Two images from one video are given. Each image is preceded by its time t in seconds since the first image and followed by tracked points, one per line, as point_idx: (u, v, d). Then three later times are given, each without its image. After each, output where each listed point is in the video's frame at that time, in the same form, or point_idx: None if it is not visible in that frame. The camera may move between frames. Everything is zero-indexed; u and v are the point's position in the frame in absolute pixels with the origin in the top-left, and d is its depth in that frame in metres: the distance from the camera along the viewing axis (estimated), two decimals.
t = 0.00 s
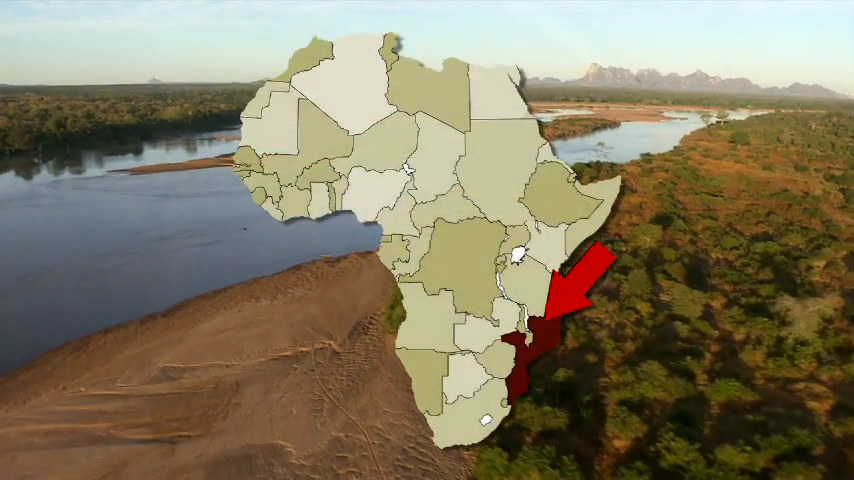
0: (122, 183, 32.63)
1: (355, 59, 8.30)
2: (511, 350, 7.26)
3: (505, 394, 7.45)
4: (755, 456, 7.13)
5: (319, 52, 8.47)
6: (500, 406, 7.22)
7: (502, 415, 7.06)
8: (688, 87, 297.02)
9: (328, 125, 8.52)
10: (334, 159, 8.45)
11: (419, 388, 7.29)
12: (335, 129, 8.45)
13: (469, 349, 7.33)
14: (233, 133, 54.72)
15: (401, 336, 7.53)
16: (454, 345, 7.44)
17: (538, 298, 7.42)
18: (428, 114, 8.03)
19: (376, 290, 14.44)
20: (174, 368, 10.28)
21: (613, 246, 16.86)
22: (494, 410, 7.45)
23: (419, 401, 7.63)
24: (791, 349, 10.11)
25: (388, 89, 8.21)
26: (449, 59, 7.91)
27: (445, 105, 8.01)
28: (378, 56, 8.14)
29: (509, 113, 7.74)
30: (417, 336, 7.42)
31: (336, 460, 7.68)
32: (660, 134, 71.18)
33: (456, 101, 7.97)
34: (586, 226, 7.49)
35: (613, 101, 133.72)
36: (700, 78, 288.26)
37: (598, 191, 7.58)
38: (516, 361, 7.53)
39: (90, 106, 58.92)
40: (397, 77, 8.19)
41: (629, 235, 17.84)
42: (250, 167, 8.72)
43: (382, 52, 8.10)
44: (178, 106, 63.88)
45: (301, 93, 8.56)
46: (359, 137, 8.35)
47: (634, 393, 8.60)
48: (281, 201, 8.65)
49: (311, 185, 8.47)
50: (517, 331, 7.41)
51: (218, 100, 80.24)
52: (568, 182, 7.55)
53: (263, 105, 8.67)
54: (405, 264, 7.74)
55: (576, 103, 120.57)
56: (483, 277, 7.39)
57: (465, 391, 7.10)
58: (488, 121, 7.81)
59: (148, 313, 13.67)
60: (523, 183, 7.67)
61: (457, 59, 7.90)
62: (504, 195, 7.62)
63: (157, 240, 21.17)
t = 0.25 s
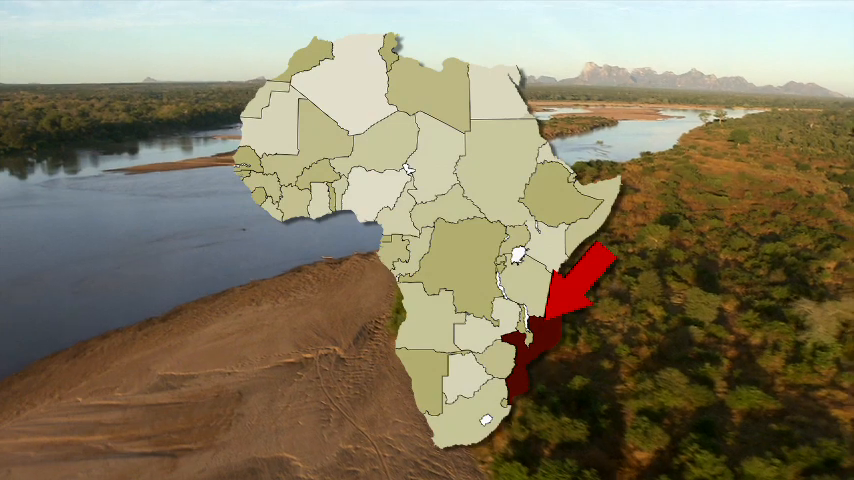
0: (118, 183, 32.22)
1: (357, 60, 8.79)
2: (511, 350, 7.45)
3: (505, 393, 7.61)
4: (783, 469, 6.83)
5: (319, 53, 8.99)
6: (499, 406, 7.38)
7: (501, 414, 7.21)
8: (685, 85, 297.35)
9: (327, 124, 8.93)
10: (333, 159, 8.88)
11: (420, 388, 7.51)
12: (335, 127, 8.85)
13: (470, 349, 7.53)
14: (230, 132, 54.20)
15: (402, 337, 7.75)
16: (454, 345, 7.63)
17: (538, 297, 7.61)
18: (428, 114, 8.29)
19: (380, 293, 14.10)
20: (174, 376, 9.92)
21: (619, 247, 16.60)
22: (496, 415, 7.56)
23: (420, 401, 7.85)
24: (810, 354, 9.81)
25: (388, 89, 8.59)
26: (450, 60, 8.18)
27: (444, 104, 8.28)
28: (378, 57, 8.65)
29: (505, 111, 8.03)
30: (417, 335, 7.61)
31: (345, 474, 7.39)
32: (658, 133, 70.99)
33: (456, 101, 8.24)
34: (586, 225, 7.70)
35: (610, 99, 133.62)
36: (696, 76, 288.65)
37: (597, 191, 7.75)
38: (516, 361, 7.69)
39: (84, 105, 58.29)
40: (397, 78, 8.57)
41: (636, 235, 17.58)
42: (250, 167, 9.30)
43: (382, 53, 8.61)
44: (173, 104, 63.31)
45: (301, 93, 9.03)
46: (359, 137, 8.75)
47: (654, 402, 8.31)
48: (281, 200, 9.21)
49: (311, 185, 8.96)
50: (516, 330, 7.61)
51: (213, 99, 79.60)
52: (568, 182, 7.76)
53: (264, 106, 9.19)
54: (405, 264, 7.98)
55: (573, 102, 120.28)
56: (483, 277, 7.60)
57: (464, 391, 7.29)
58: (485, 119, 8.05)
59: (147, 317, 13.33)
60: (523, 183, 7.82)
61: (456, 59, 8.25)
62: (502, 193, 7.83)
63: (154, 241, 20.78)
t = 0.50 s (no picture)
0: (116, 182, 31.90)
1: (357, 61, 9.03)
2: (510, 350, 7.53)
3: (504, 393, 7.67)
4: None
5: (319, 53, 9.22)
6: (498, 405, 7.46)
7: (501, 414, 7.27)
8: (682, 83, 297.58)
9: (327, 124, 9.16)
10: (333, 159, 9.10)
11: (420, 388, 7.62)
12: (335, 127, 9.09)
13: (470, 349, 7.62)
14: (227, 131, 53.72)
15: (402, 336, 7.87)
16: (454, 345, 7.73)
17: (538, 296, 7.72)
18: (428, 114, 8.52)
19: (385, 296, 13.80)
20: (175, 384, 9.57)
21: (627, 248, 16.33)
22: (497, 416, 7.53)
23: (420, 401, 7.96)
24: (832, 359, 9.53)
25: (389, 89, 8.84)
26: (448, 60, 8.45)
27: (444, 104, 8.52)
28: (379, 57, 8.89)
29: (503, 110, 8.26)
30: (418, 335, 7.74)
31: None
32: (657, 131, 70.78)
33: (455, 100, 8.47)
34: (586, 225, 7.87)
35: (608, 97, 133.24)
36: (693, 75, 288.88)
37: (598, 191, 7.96)
38: (517, 361, 7.73)
39: (80, 103, 57.80)
40: (397, 78, 8.82)
41: (643, 236, 17.33)
42: (250, 167, 9.50)
43: (383, 53, 8.84)
44: (170, 103, 62.83)
45: (301, 93, 9.27)
46: (358, 137, 8.98)
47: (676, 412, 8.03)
48: (281, 200, 9.40)
49: (311, 185, 9.16)
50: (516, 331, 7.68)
51: (210, 97, 78.99)
52: (568, 183, 7.94)
53: (263, 106, 9.40)
54: (405, 264, 8.12)
55: (571, 100, 119.96)
56: (483, 277, 7.72)
57: (464, 391, 7.38)
58: (484, 118, 8.28)
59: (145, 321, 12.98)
60: (523, 183, 8.01)
61: (456, 59, 8.49)
62: (500, 192, 8.03)
63: (152, 242, 20.42)
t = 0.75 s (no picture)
0: (111, 181, 31.37)
1: (356, 61, 8.64)
2: (511, 350, 7.25)
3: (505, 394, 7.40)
4: None
5: (319, 53, 8.83)
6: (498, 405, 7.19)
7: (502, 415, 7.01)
8: (678, 81, 297.84)
9: (327, 124, 8.75)
10: (333, 159, 8.71)
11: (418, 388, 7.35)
12: (335, 127, 8.68)
13: (469, 349, 7.34)
14: (223, 129, 53.11)
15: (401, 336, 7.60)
16: (454, 345, 7.44)
17: (538, 296, 7.41)
18: (428, 114, 8.15)
19: (391, 300, 13.40)
20: (177, 395, 9.14)
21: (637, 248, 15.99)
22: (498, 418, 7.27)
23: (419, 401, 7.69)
24: None
25: (388, 89, 8.44)
26: (449, 60, 8.08)
27: (444, 104, 8.14)
28: (378, 57, 8.50)
29: (505, 111, 7.89)
30: (418, 334, 7.45)
31: None
32: (655, 129, 70.50)
33: (456, 100, 8.10)
34: (586, 225, 7.52)
35: (605, 95, 132.99)
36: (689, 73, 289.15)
37: (597, 191, 7.58)
38: (517, 361, 7.45)
39: (73, 101, 57.04)
40: (397, 78, 8.44)
41: (654, 236, 16.94)
42: (250, 167, 9.10)
43: (382, 53, 8.45)
44: (165, 101, 62.14)
45: (301, 93, 8.86)
46: (358, 137, 8.58)
47: (704, 424, 7.70)
48: (281, 201, 9.00)
49: (311, 185, 8.76)
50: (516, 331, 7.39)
51: (205, 95, 78.22)
52: (568, 182, 7.59)
53: (263, 105, 9.01)
54: (405, 264, 7.80)
55: (568, 98, 119.62)
56: (483, 277, 7.41)
57: (464, 391, 7.12)
58: (485, 119, 7.91)
59: (142, 328, 12.52)
60: (523, 183, 7.68)
61: (456, 59, 8.10)
62: (502, 193, 7.68)
63: (149, 243, 19.96)
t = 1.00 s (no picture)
0: (107, 181, 30.93)
1: (356, 60, 8.40)
2: (511, 350, 7.06)
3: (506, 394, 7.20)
4: None
5: (319, 52, 8.58)
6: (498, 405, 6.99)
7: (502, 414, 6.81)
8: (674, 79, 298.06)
9: (327, 124, 8.51)
10: (334, 159, 8.47)
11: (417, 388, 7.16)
12: (335, 127, 8.45)
13: (469, 349, 7.15)
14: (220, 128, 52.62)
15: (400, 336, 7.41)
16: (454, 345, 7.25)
17: (539, 296, 7.21)
18: (428, 114, 7.94)
19: (396, 303, 13.07)
20: (179, 406, 8.79)
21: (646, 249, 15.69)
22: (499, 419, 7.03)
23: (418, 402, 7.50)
24: None
25: (388, 89, 8.21)
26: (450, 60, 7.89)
27: (444, 104, 7.94)
28: (378, 57, 8.26)
29: (505, 111, 7.71)
30: (418, 335, 7.26)
31: None
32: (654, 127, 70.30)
33: (457, 100, 7.91)
34: (586, 225, 7.35)
35: (603, 93, 132.77)
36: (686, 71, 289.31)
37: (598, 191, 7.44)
38: (518, 361, 7.25)
39: (68, 100, 56.44)
40: (397, 78, 8.23)
41: (662, 236, 16.67)
42: (250, 167, 8.83)
43: (382, 52, 8.22)
44: (161, 100, 61.59)
45: (301, 93, 8.62)
46: (358, 137, 8.35)
47: (730, 435, 7.40)
48: (281, 201, 8.72)
49: (311, 185, 8.50)
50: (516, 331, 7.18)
51: (201, 94, 77.61)
52: (569, 182, 7.43)
53: (263, 105, 8.75)
54: (405, 264, 7.60)
55: (566, 96, 119.34)
56: (483, 277, 7.22)
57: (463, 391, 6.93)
58: (485, 119, 7.72)
59: (141, 334, 12.14)
60: (523, 183, 7.51)
61: (456, 59, 7.87)
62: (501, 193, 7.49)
63: (146, 245, 19.56)
